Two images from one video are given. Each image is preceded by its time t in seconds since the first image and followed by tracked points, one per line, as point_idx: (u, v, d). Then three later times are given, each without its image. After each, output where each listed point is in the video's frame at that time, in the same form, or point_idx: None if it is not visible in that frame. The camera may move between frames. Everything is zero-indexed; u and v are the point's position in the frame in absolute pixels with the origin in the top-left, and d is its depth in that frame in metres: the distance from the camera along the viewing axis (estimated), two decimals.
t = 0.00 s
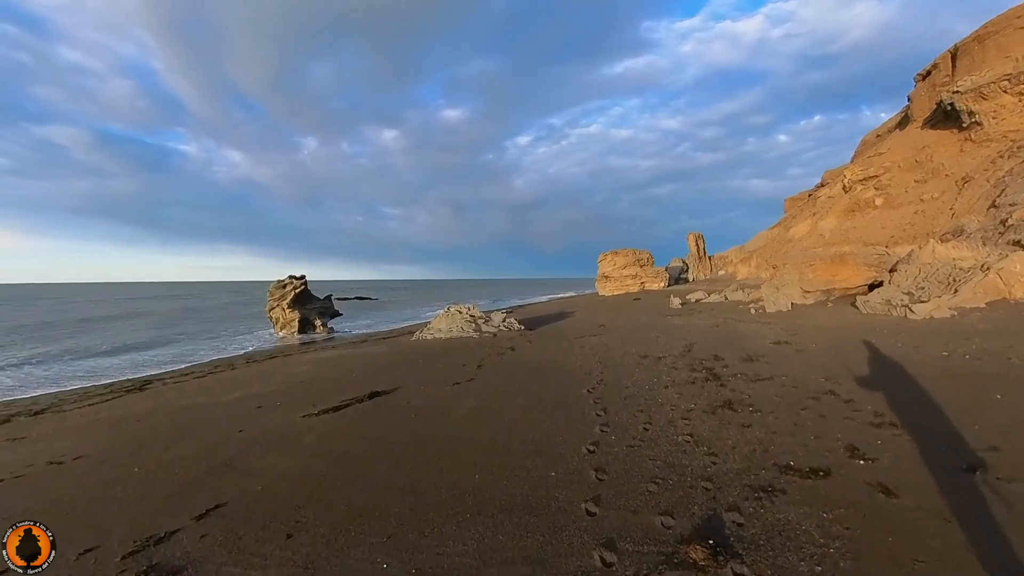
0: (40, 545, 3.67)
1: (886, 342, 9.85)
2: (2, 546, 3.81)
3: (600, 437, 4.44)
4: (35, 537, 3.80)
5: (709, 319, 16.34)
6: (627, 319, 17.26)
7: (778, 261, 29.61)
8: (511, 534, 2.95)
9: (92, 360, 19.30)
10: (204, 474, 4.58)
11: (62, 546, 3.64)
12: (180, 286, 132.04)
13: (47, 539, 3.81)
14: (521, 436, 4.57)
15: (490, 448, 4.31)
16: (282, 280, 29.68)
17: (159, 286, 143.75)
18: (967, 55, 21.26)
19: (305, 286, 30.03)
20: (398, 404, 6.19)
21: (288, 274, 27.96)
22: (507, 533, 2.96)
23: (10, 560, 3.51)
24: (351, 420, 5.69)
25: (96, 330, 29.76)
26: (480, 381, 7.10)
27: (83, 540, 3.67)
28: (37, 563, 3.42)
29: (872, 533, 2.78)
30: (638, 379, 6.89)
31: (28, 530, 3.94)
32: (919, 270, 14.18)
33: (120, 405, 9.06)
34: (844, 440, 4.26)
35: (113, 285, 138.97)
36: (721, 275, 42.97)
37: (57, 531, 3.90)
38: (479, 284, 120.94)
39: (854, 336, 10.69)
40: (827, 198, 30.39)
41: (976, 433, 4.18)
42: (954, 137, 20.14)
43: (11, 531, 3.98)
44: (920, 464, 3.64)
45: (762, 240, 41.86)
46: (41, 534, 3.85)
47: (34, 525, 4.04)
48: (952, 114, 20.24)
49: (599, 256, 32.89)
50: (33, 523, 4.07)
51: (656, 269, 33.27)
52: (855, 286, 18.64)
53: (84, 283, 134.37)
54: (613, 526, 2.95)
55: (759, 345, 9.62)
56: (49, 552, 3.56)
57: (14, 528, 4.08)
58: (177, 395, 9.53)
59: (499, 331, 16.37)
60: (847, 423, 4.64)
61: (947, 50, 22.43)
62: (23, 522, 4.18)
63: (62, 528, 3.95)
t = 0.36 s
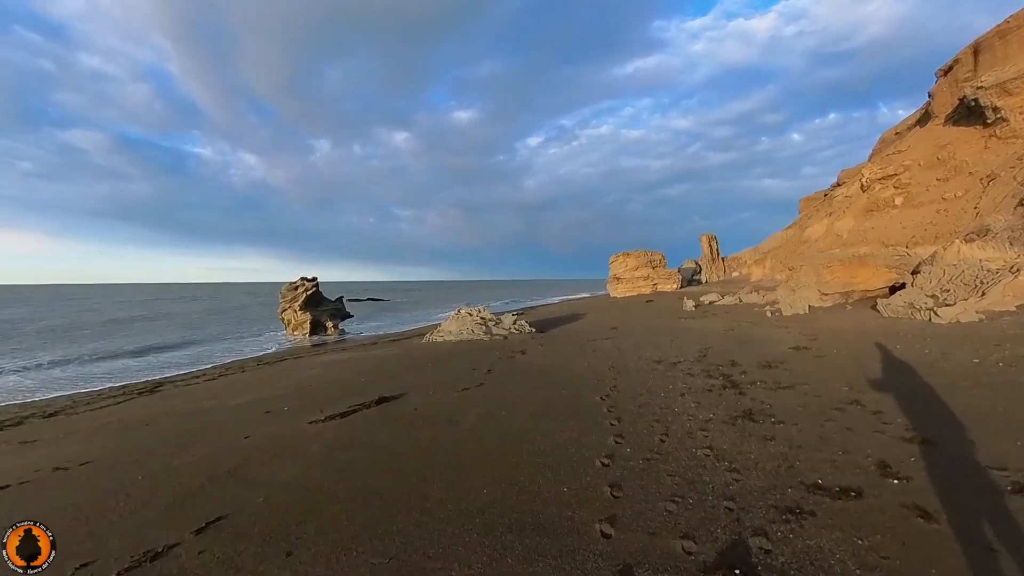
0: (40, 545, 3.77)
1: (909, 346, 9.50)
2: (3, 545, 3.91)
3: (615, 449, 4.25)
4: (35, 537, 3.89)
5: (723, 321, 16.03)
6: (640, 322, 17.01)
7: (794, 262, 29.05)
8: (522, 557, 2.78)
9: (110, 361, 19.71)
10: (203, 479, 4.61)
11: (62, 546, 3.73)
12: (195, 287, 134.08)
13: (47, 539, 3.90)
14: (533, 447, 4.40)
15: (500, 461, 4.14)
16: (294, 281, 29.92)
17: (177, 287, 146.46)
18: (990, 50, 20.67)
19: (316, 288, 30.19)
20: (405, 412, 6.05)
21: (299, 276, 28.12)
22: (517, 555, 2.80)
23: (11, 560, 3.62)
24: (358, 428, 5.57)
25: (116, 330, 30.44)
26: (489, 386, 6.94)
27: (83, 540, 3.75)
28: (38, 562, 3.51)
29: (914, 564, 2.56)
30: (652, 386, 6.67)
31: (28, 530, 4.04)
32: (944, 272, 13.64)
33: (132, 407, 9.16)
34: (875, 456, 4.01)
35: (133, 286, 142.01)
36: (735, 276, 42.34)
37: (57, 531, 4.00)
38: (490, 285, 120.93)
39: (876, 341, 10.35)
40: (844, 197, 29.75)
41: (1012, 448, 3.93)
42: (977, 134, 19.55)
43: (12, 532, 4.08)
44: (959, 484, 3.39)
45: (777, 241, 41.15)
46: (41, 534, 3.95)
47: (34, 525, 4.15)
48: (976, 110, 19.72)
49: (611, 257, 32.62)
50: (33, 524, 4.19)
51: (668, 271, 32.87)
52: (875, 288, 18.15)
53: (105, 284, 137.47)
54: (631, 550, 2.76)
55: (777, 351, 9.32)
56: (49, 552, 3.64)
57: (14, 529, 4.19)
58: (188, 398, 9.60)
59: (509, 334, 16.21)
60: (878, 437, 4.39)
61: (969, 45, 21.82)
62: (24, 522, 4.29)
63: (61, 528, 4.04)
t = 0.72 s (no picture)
0: (40, 545, 3.63)
1: (947, 346, 8.97)
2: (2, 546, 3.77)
3: (646, 457, 3.89)
4: (35, 537, 3.75)
5: (743, 321, 15.50)
6: (656, 322, 16.55)
7: (814, 261, 28.28)
8: None
9: (124, 359, 19.81)
10: (207, 479, 4.44)
11: (61, 545, 3.62)
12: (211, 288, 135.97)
13: (48, 539, 3.76)
14: (554, 453, 4.05)
15: (519, 468, 3.80)
16: (305, 281, 29.88)
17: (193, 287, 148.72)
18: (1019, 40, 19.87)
19: (328, 287, 30.13)
20: (416, 413, 5.73)
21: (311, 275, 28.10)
22: None
23: (10, 560, 3.48)
24: (368, 430, 5.27)
25: (131, 330, 30.74)
26: (504, 388, 6.60)
27: (83, 542, 3.60)
28: (37, 563, 3.39)
29: None
30: (677, 387, 6.29)
31: (28, 530, 3.89)
32: (978, 270, 12.82)
33: (140, 406, 9.04)
34: (939, 466, 3.59)
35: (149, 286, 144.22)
36: (751, 276, 41.52)
37: (57, 531, 3.85)
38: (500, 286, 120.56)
39: (910, 341, 9.83)
40: (864, 195, 28.94)
41: None
42: (1006, 128, 18.79)
43: (11, 531, 3.94)
44: None
45: (794, 240, 40.26)
46: (41, 534, 3.80)
47: (34, 525, 3.99)
48: (1004, 103, 18.88)
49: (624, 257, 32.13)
50: (33, 523, 4.03)
51: (683, 271, 32.25)
52: (902, 287, 17.44)
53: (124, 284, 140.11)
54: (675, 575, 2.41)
55: (805, 352, 8.85)
56: (49, 552, 3.53)
57: (13, 528, 4.03)
58: (197, 396, 9.44)
59: (522, 334, 15.87)
60: (938, 446, 3.96)
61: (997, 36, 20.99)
62: (23, 521, 4.13)
63: (62, 528, 3.90)
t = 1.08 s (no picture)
0: (40, 545, 3.45)
1: (983, 346, 8.52)
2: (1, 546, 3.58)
3: (675, 463, 3.57)
4: (36, 536, 3.56)
5: (761, 321, 15.05)
6: (670, 322, 16.15)
7: (831, 260, 27.60)
8: None
9: (135, 359, 19.83)
10: (210, 480, 4.23)
11: (62, 545, 3.44)
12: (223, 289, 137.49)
13: (48, 539, 3.58)
14: (575, 458, 3.75)
15: (537, 474, 3.51)
16: (315, 281, 29.81)
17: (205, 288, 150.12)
18: None
19: (337, 287, 30.02)
20: (426, 414, 5.47)
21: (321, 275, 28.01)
22: None
23: (9, 561, 3.31)
24: (375, 432, 5.01)
25: (144, 329, 30.90)
26: (517, 387, 6.31)
27: (86, 540, 3.43)
28: (38, 563, 3.22)
29: None
30: (701, 388, 5.95)
31: (29, 530, 3.69)
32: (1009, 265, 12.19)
33: (147, 404, 8.88)
34: (1005, 474, 3.22)
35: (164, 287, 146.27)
36: (764, 276, 40.79)
37: (57, 531, 3.66)
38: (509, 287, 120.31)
39: (942, 341, 9.38)
40: (882, 193, 28.22)
41: None
42: None
43: (11, 531, 3.75)
44: None
45: (809, 239, 39.48)
46: (41, 534, 3.61)
47: (35, 525, 3.80)
48: None
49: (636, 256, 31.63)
50: (34, 523, 3.84)
51: (696, 270, 31.67)
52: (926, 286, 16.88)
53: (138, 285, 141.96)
54: None
55: (832, 351, 8.45)
56: (49, 552, 3.35)
57: (13, 528, 3.84)
58: (204, 394, 9.27)
59: (534, 333, 15.55)
60: (999, 451, 3.58)
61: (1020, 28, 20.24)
62: (23, 521, 3.93)
63: (64, 527, 3.71)
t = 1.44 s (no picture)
0: (40, 545, 3.55)
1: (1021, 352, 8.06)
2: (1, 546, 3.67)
3: (704, 482, 3.34)
4: (35, 537, 3.67)
5: (779, 324, 14.67)
6: (686, 324, 15.84)
7: (851, 261, 26.91)
8: None
9: (152, 359, 20.18)
10: (205, 487, 4.24)
11: (61, 545, 3.55)
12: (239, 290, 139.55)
13: (47, 539, 3.68)
14: (594, 475, 3.53)
15: (554, 493, 3.29)
16: (327, 282, 29.93)
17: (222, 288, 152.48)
18: None
19: (350, 288, 30.11)
20: (434, 423, 5.29)
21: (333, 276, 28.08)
22: None
23: (9, 561, 3.40)
24: (385, 441, 4.82)
25: (162, 330, 31.51)
26: (531, 395, 6.08)
27: (87, 541, 3.54)
28: (38, 563, 3.33)
29: None
30: (724, 396, 5.68)
31: (28, 530, 3.79)
32: None
33: (158, 406, 8.97)
34: None
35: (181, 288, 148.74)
36: (780, 277, 40.02)
37: (56, 532, 3.76)
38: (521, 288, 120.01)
39: (974, 346, 8.94)
40: (903, 192, 27.44)
41: None
42: None
43: (11, 531, 3.84)
44: None
45: (827, 239, 38.60)
46: (41, 534, 3.72)
47: (34, 525, 3.89)
48: None
49: (648, 257, 31.28)
50: (33, 523, 3.94)
51: (710, 272, 31.16)
52: (954, 289, 16.34)
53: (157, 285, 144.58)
54: None
55: (858, 357, 8.09)
56: (49, 552, 3.45)
57: (13, 528, 3.94)
58: (214, 397, 9.31)
59: (547, 336, 15.32)
60: None
61: None
62: (23, 521, 4.03)
63: (63, 528, 3.81)
